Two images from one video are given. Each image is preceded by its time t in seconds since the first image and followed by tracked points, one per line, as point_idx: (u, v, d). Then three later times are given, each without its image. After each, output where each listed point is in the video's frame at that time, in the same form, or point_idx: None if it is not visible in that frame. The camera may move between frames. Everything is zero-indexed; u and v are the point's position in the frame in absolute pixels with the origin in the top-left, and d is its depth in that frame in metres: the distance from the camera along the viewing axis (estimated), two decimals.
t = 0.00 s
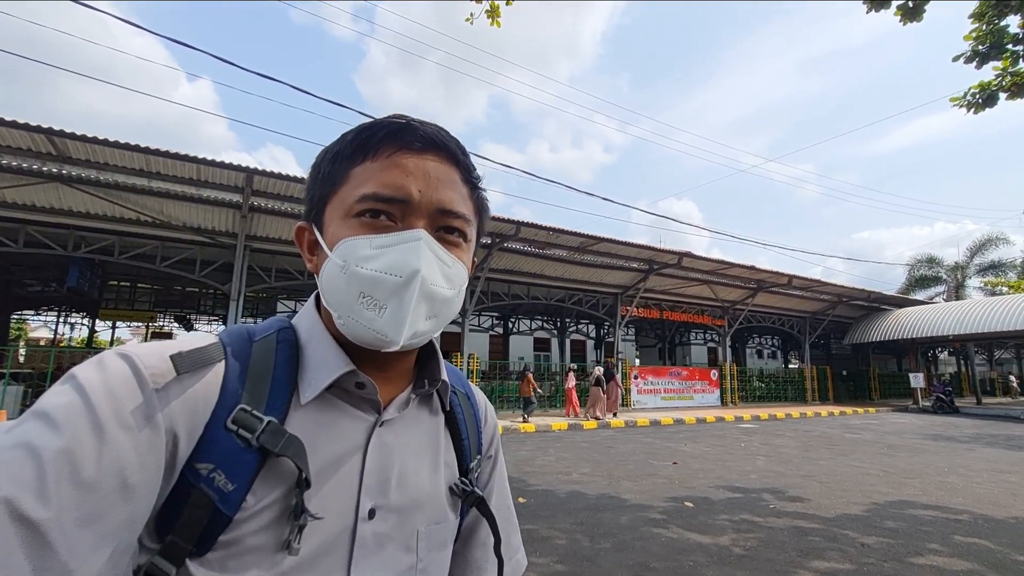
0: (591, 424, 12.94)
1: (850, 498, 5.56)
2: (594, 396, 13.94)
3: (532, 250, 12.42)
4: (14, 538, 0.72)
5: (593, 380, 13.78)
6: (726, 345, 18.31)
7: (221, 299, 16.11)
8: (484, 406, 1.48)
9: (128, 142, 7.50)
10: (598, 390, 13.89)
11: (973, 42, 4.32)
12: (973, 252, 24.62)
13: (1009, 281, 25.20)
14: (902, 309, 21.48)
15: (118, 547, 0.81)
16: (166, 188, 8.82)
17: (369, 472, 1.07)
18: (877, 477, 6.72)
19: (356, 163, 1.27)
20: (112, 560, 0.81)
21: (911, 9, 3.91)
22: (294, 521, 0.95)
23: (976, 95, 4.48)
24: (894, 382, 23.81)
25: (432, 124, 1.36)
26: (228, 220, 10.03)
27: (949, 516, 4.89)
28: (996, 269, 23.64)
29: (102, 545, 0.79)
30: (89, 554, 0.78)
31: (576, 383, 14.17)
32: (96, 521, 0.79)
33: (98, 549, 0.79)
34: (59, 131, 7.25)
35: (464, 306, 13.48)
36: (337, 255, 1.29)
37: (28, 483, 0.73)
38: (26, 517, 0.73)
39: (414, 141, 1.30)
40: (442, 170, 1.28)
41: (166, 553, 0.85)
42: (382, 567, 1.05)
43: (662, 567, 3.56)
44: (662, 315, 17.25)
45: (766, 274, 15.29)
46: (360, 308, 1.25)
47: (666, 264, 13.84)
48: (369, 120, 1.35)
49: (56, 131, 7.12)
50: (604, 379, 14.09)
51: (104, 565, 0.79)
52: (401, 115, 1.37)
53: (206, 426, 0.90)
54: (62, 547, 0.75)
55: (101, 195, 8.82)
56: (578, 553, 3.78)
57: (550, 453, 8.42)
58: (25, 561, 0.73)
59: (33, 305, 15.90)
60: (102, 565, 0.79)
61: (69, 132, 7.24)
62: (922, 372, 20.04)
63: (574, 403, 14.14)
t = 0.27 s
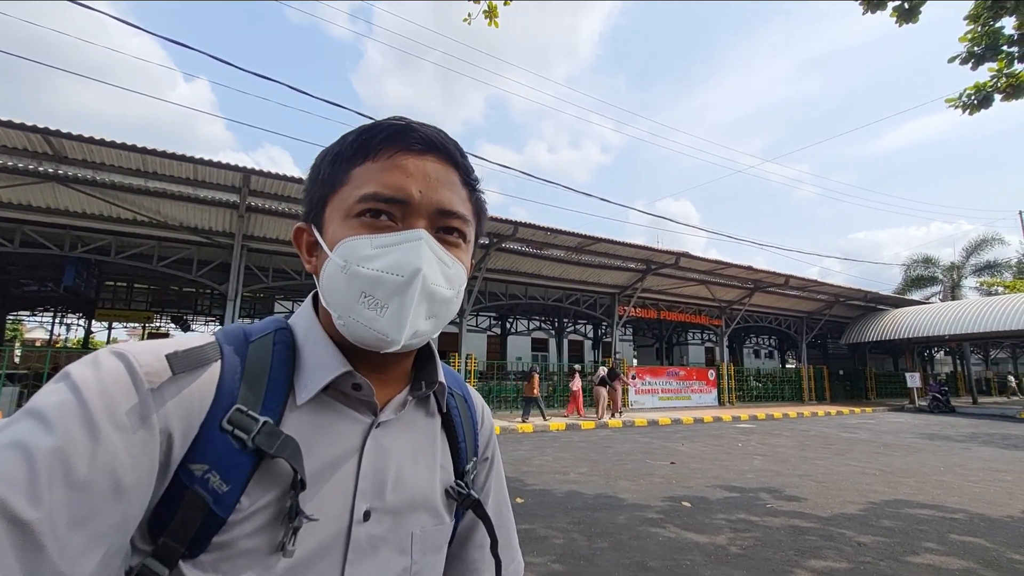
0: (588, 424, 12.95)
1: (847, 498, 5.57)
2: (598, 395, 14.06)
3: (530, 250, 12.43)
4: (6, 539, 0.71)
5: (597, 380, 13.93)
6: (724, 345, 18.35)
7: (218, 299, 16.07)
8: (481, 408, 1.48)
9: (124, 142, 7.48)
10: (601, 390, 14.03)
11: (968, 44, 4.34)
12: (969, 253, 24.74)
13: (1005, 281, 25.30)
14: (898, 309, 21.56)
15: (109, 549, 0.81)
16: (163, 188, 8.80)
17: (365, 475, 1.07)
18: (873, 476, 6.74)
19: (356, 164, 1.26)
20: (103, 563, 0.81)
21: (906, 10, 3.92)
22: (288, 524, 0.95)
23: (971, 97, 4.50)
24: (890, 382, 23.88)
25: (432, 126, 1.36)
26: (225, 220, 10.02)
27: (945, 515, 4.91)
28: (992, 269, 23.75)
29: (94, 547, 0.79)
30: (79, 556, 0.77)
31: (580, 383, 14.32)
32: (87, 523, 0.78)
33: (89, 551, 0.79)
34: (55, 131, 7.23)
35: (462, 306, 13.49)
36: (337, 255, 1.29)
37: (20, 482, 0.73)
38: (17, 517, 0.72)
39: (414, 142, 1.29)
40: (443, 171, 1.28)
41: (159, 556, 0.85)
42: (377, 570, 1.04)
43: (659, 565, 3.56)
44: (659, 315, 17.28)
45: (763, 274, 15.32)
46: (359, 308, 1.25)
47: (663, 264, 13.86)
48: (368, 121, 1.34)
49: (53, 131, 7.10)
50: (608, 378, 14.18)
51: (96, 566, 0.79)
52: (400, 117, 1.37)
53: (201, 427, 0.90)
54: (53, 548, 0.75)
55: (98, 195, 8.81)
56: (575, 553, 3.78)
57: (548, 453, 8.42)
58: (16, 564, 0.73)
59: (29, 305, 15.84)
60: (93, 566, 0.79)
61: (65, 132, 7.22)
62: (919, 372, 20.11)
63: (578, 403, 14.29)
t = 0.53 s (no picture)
0: (587, 425, 12.96)
1: (845, 497, 5.58)
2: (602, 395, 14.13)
3: (529, 250, 12.43)
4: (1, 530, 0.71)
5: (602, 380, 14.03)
6: (723, 345, 18.36)
7: (217, 299, 16.06)
8: (475, 405, 1.48)
9: (124, 143, 7.47)
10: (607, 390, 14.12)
11: (966, 44, 4.35)
12: (967, 253, 24.77)
13: (1003, 282, 25.33)
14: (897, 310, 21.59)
15: (104, 542, 0.81)
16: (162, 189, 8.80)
17: (358, 470, 1.07)
18: (872, 476, 6.75)
19: (352, 161, 1.28)
20: (99, 555, 0.81)
21: (905, 11, 3.93)
22: (283, 517, 0.95)
23: (969, 98, 4.51)
24: (889, 382, 23.90)
25: (426, 124, 1.37)
26: (225, 220, 10.01)
27: (943, 515, 4.91)
28: (990, 270, 23.78)
29: (87, 540, 0.79)
30: (73, 548, 0.77)
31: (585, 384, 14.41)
32: (83, 514, 0.78)
33: (83, 543, 0.78)
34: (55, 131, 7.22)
35: (461, 307, 13.49)
36: (331, 249, 1.29)
37: (16, 474, 0.73)
38: (13, 507, 0.72)
39: (408, 139, 1.30)
40: (437, 168, 1.29)
41: (154, 548, 0.85)
42: (369, 565, 1.04)
43: (658, 565, 3.57)
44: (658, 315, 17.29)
45: (762, 274, 15.33)
46: (354, 301, 1.25)
47: (662, 264, 13.87)
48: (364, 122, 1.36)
49: (52, 131, 7.10)
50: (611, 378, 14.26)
51: (90, 557, 0.79)
52: (396, 117, 1.38)
53: (196, 420, 0.90)
54: (48, 540, 0.75)
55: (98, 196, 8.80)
56: (574, 552, 3.78)
57: (547, 453, 8.42)
58: (11, 553, 0.72)
59: (27, 305, 15.82)
60: (89, 557, 0.79)
61: (65, 132, 7.21)
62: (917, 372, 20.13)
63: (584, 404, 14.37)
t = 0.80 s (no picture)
0: (586, 425, 12.96)
1: (843, 498, 5.59)
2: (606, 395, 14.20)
3: (527, 251, 12.43)
4: (11, 527, 0.72)
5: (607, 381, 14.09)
6: (721, 346, 18.37)
7: (215, 300, 16.04)
8: (475, 405, 1.48)
9: (122, 143, 7.46)
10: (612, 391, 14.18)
11: (963, 46, 4.37)
12: (964, 254, 24.83)
13: (1001, 282, 25.38)
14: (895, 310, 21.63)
15: (111, 539, 0.81)
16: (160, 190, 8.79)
17: (360, 469, 1.07)
18: (870, 476, 6.77)
19: (349, 164, 1.28)
20: (106, 552, 0.81)
21: (902, 13, 3.94)
22: (286, 514, 0.95)
23: (966, 99, 4.52)
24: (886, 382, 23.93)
25: (421, 126, 1.38)
26: (223, 221, 10.00)
27: (941, 515, 4.92)
28: (988, 271, 23.84)
29: (96, 536, 0.79)
30: (82, 544, 0.77)
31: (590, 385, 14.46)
32: (92, 510, 0.78)
33: (90, 539, 0.79)
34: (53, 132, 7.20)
35: (459, 307, 13.48)
36: (331, 250, 1.29)
37: (26, 471, 0.73)
38: (23, 503, 0.73)
39: (404, 141, 1.31)
40: (433, 169, 1.30)
41: (159, 545, 0.85)
42: (371, 563, 1.04)
43: (657, 565, 3.57)
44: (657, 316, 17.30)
45: (761, 275, 15.34)
46: (354, 301, 1.25)
47: (661, 265, 13.88)
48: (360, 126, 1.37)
49: (50, 131, 7.08)
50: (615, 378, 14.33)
51: (98, 554, 0.79)
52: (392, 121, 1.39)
53: (201, 419, 0.90)
54: (59, 535, 0.75)
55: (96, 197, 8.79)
56: (574, 553, 3.78)
57: (546, 454, 8.42)
58: (21, 550, 0.73)
59: (24, 306, 15.77)
60: (97, 554, 0.79)
61: (63, 133, 7.20)
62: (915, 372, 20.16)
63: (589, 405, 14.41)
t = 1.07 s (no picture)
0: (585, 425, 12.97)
1: (842, 498, 5.59)
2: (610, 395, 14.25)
3: (527, 252, 12.43)
4: (9, 531, 0.71)
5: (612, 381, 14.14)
6: (720, 346, 18.36)
7: (214, 301, 16.02)
8: (472, 404, 1.48)
9: (121, 144, 7.45)
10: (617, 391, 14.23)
11: (961, 47, 4.37)
12: (963, 254, 24.84)
13: (1000, 283, 25.40)
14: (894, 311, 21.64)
15: (110, 542, 0.81)
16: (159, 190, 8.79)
17: (357, 469, 1.07)
18: (869, 477, 6.77)
19: (346, 165, 1.27)
20: (104, 555, 0.81)
21: (901, 13, 3.94)
22: (285, 516, 0.95)
23: (964, 100, 4.52)
24: (886, 383, 23.94)
25: (418, 126, 1.37)
26: (222, 221, 9.99)
27: (939, 515, 4.92)
28: (986, 271, 23.85)
29: (93, 538, 0.79)
30: (81, 547, 0.77)
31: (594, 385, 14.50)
32: (90, 514, 0.78)
33: (88, 543, 0.78)
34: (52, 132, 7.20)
35: (458, 308, 13.47)
36: (328, 252, 1.29)
37: (24, 473, 0.73)
38: (20, 507, 0.72)
39: (401, 143, 1.30)
40: (430, 170, 1.29)
41: (158, 548, 0.85)
42: (367, 564, 1.04)
43: (656, 566, 3.56)
44: (656, 316, 17.30)
45: (760, 275, 15.35)
46: (351, 303, 1.24)
47: (660, 266, 13.88)
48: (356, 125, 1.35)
49: (49, 132, 7.08)
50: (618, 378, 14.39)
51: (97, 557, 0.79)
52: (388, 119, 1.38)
53: (199, 421, 0.90)
54: (57, 538, 0.75)
55: (95, 197, 8.79)
56: (572, 554, 3.78)
57: (545, 455, 8.42)
58: (19, 552, 0.73)
59: (23, 306, 15.74)
60: (96, 556, 0.79)
61: (62, 133, 7.19)
62: (914, 373, 20.17)
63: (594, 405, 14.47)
